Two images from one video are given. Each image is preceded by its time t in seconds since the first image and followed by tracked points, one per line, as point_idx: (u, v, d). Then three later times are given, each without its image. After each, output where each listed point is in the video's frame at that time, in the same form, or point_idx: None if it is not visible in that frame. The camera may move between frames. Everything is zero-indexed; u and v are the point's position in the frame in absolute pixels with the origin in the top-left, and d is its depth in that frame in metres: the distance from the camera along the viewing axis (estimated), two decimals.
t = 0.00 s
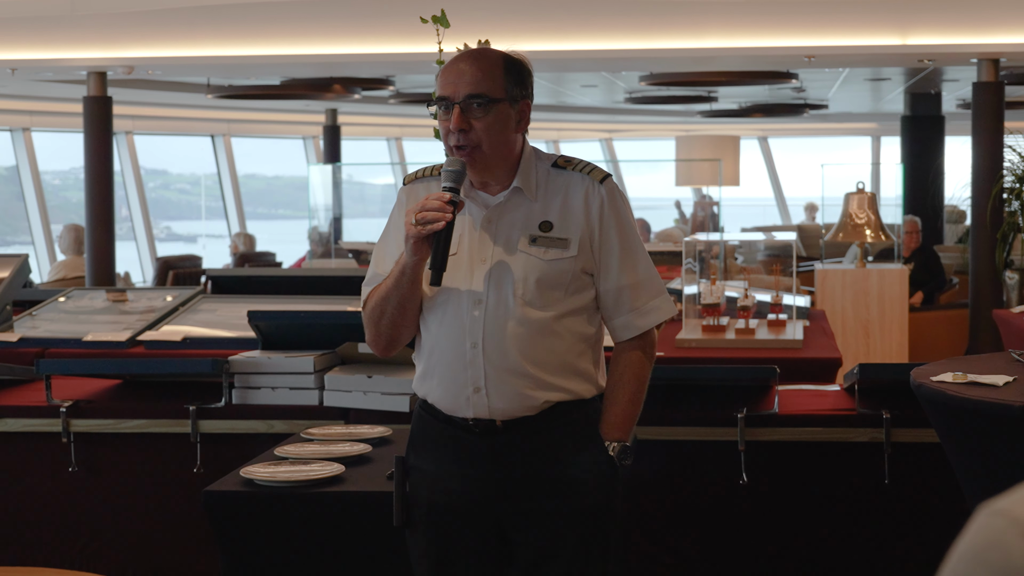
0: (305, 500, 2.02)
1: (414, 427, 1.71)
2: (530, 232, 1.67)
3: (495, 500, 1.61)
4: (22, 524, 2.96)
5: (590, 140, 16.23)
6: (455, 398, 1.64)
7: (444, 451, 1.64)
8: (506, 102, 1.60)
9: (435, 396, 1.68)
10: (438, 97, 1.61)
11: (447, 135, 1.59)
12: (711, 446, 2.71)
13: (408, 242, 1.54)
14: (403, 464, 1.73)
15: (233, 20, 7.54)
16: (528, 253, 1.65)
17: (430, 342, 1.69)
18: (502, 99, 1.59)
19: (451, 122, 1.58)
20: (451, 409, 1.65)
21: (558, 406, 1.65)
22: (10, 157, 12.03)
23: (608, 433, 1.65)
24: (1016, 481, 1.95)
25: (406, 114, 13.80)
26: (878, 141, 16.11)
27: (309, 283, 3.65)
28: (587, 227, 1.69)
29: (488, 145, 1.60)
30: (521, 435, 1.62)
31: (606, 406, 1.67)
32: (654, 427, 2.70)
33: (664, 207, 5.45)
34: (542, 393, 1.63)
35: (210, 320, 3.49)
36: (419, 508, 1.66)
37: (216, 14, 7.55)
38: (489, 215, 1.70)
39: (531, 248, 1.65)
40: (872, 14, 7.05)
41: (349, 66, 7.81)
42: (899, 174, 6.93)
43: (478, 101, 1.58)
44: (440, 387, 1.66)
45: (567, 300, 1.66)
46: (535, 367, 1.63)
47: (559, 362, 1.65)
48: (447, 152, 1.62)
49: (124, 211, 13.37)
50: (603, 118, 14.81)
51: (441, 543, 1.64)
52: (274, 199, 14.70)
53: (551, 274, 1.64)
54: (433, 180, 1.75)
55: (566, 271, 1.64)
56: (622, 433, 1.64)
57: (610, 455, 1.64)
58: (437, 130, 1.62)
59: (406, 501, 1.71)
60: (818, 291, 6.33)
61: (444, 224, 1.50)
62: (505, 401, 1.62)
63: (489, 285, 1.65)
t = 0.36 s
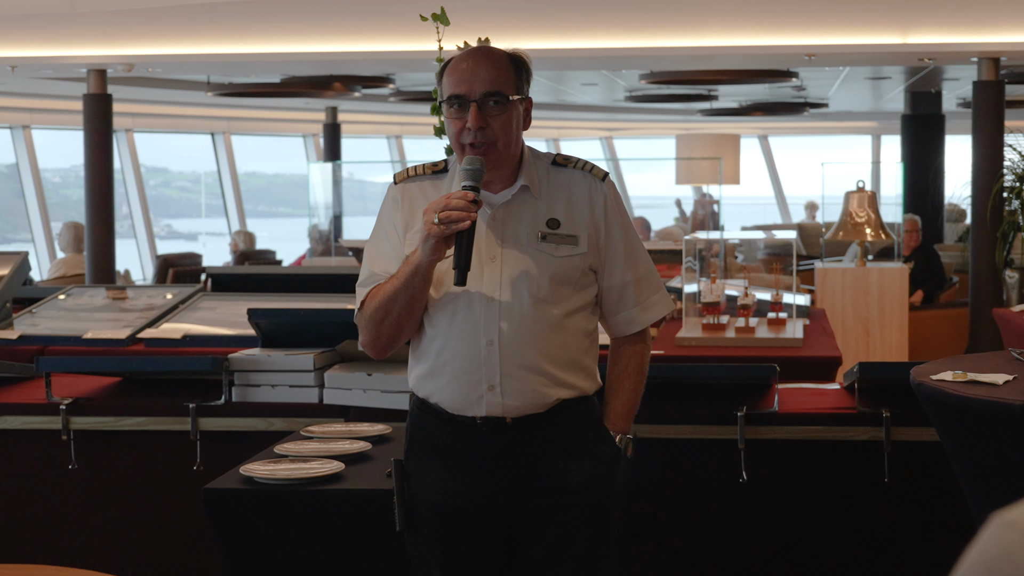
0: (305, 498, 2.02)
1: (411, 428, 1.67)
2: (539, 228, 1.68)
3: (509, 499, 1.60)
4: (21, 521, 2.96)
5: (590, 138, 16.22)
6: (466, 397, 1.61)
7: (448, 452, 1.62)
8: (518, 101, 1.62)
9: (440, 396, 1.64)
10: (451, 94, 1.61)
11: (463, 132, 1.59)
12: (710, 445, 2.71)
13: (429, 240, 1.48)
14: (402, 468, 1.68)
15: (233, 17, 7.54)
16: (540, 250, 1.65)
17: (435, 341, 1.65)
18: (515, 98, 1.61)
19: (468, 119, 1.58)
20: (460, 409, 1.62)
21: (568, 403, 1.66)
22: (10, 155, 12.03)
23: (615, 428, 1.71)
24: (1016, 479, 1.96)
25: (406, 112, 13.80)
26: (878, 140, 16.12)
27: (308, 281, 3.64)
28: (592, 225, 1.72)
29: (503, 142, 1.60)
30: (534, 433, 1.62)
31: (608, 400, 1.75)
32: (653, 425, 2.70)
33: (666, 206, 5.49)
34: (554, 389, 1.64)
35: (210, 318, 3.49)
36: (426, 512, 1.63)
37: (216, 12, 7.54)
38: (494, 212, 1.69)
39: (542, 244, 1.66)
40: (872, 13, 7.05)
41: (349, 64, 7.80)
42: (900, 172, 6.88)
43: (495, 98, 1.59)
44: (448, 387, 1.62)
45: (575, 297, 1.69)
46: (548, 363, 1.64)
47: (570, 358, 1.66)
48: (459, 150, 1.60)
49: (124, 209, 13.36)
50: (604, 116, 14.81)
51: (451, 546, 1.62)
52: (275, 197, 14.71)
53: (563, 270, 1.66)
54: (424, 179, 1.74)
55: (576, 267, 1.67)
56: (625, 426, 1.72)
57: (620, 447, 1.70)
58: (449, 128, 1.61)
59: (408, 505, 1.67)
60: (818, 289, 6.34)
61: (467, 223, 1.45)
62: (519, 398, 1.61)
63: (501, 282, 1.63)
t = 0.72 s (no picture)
0: (305, 498, 2.02)
1: (416, 428, 1.66)
2: (547, 226, 1.68)
3: (520, 500, 1.60)
4: (23, 520, 2.96)
5: (591, 137, 16.21)
6: (480, 397, 1.61)
7: (456, 451, 1.61)
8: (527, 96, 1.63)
9: (450, 396, 1.63)
10: (462, 89, 1.59)
11: (476, 126, 1.58)
12: (710, 444, 2.70)
13: (451, 236, 1.46)
14: (407, 472, 1.66)
15: (234, 16, 7.54)
16: (551, 248, 1.66)
17: (445, 341, 1.63)
18: (525, 92, 1.62)
19: (483, 114, 1.58)
20: (472, 409, 1.61)
21: (577, 402, 1.66)
22: (11, 154, 12.04)
23: (620, 424, 1.72)
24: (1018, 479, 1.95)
25: (407, 111, 13.80)
26: (880, 139, 16.11)
27: (309, 280, 3.64)
28: (597, 222, 1.73)
29: (516, 136, 1.60)
30: (544, 431, 1.62)
31: (612, 398, 1.76)
32: (653, 424, 2.70)
33: (667, 205, 5.54)
34: (566, 387, 1.65)
35: (211, 317, 3.49)
36: (436, 517, 1.62)
37: (217, 11, 7.54)
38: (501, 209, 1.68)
39: (552, 241, 1.66)
40: (873, 12, 7.05)
41: (350, 63, 7.79)
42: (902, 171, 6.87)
43: (508, 93, 1.59)
44: (460, 386, 1.61)
45: (583, 295, 1.69)
46: (560, 361, 1.64)
47: (578, 356, 1.67)
48: (471, 146, 1.60)
49: (125, 208, 13.35)
50: (605, 115, 14.80)
51: (462, 550, 1.61)
52: (276, 196, 14.71)
53: (573, 268, 1.67)
54: (423, 178, 1.72)
55: (585, 264, 1.68)
56: (632, 424, 1.73)
57: (627, 444, 1.71)
58: (461, 124, 1.60)
59: (415, 510, 1.65)
60: (820, 289, 6.34)
61: (492, 219, 1.44)
62: (533, 397, 1.61)
63: (513, 281, 1.63)
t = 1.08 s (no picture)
0: (307, 496, 2.02)
1: (421, 426, 1.66)
2: (554, 227, 1.68)
3: (524, 500, 1.60)
4: (24, 519, 2.96)
5: (592, 137, 16.22)
6: (487, 398, 1.60)
7: (461, 450, 1.61)
8: (540, 99, 1.63)
9: (457, 396, 1.63)
10: (478, 92, 1.59)
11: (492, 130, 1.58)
12: (712, 443, 2.70)
13: (466, 236, 1.45)
14: (411, 470, 1.67)
15: (235, 15, 7.54)
16: (558, 249, 1.65)
17: (453, 341, 1.62)
18: (539, 95, 1.62)
19: (500, 117, 1.58)
20: (479, 410, 1.61)
21: (583, 402, 1.66)
22: (13, 153, 12.05)
23: (626, 424, 1.73)
24: (1018, 479, 1.95)
25: (409, 110, 13.80)
26: (881, 138, 16.11)
27: (310, 279, 3.63)
28: (604, 222, 1.73)
29: (529, 139, 1.60)
30: (549, 431, 1.62)
31: (617, 397, 1.76)
32: (655, 424, 2.70)
33: (668, 204, 5.48)
34: (572, 389, 1.64)
35: (212, 316, 3.49)
36: (439, 515, 1.63)
37: (218, 9, 7.55)
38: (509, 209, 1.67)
39: (559, 242, 1.66)
40: (875, 11, 7.04)
41: (351, 62, 7.79)
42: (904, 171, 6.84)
43: (524, 97, 1.59)
44: (468, 387, 1.61)
45: (590, 296, 1.70)
46: (567, 362, 1.64)
47: (584, 358, 1.67)
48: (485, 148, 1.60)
49: (126, 206, 13.35)
50: (606, 114, 14.81)
51: (465, 549, 1.62)
52: (278, 194, 14.72)
53: (580, 269, 1.67)
54: (430, 177, 1.70)
55: (592, 265, 1.68)
56: (636, 423, 1.73)
57: (632, 444, 1.71)
58: (476, 126, 1.59)
59: (419, 508, 1.65)
60: (821, 288, 6.34)
61: (507, 219, 1.44)
62: (541, 399, 1.61)
63: (521, 282, 1.62)
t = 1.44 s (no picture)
0: (309, 494, 2.02)
1: (424, 424, 1.65)
2: (566, 225, 1.68)
3: (530, 501, 1.60)
4: (27, 517, 2.96)
5: (592, 135, 16.23)
6: (500, 395, 1.60)
7: (468, 449, 1.61)
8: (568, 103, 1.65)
9: (468, 392, 1.62)
10: (515, 95, 1.58)
11: (527, 134, 1.58)
12: (714, 442, 2.70)
13: (503, 235, 1.45)
14: (416, 470, 1.65)
15: (236, 13, 7.54)
16: (572, 247, 1.66)
17: (467, 337, 1.61)
18: (568, 100, 1.64)
19: (536, 122, 1.58)
20: (490, 406, 1.60)
21: (590, 402, 1.68)
22: (14, 151, 12.06)
23: (631, 422, 1.76)
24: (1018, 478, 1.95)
25: (410, 109, 13.82)
26: (882, 137, 16.11)
27: (311, 278, 3.63)
28: (611, 223, 1.75)
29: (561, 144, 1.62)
30: (558, 431, 1.62)
31: (619, 396, 1.79)
32: (657, 422, 2.70)
33: (668, 203, 5.45)
34: (581, 388, 1.66)
35: (214, 314, 3.49)
36: (445, 516, 1.62)
37: (219, 8, 7.54)
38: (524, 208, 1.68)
39: (573, 242, 1.67)
40: (876, 10, 7.04)
41: (352, 61, 7.79)
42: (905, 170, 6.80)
43: (558, 103, 1.60)
44: (481, 383, 1.60)
45: (599, 296, 1.71)
46: (579, 361, 1.65)
47: (593, 356, 1.69)
48: (517, 150, 1.59)
49: (127, 205, 13.35)
50: (607, 113, 14.81)
51: (472, 548, 1.62)
52: (279, 193, 14.73)
53: (592, 269, 1.68)
54: (442, 173, 1.68)
55: (603, 265, 1.70)
56: (639, 421, 1.76)
57: (636, 442, 1.73)
58: (510, 128, 1.59)
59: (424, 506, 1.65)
60: (823, 286, 6.33)
61: (545, 219, 1.45)
62: (553, 397, 1.62)
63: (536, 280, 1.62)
